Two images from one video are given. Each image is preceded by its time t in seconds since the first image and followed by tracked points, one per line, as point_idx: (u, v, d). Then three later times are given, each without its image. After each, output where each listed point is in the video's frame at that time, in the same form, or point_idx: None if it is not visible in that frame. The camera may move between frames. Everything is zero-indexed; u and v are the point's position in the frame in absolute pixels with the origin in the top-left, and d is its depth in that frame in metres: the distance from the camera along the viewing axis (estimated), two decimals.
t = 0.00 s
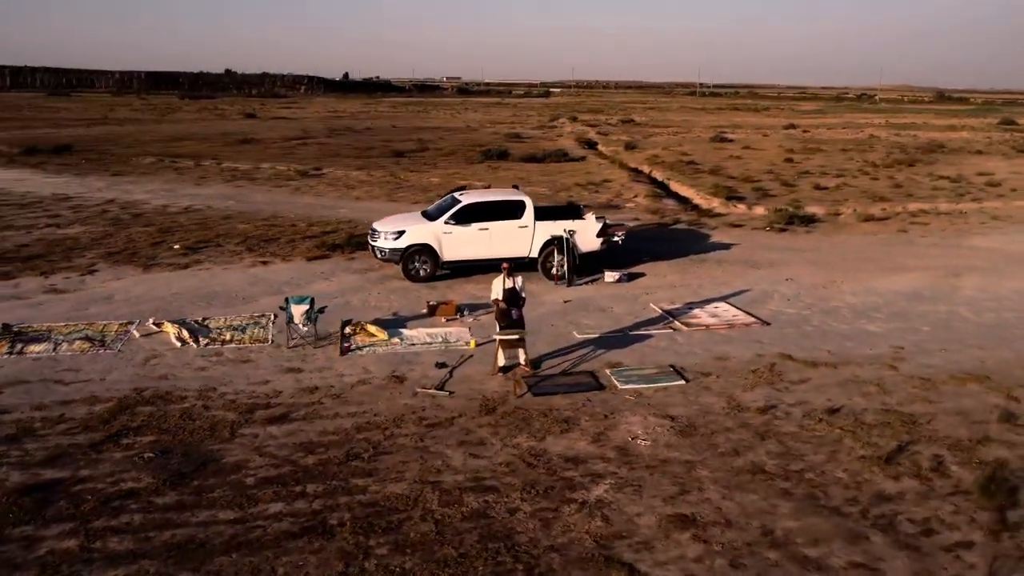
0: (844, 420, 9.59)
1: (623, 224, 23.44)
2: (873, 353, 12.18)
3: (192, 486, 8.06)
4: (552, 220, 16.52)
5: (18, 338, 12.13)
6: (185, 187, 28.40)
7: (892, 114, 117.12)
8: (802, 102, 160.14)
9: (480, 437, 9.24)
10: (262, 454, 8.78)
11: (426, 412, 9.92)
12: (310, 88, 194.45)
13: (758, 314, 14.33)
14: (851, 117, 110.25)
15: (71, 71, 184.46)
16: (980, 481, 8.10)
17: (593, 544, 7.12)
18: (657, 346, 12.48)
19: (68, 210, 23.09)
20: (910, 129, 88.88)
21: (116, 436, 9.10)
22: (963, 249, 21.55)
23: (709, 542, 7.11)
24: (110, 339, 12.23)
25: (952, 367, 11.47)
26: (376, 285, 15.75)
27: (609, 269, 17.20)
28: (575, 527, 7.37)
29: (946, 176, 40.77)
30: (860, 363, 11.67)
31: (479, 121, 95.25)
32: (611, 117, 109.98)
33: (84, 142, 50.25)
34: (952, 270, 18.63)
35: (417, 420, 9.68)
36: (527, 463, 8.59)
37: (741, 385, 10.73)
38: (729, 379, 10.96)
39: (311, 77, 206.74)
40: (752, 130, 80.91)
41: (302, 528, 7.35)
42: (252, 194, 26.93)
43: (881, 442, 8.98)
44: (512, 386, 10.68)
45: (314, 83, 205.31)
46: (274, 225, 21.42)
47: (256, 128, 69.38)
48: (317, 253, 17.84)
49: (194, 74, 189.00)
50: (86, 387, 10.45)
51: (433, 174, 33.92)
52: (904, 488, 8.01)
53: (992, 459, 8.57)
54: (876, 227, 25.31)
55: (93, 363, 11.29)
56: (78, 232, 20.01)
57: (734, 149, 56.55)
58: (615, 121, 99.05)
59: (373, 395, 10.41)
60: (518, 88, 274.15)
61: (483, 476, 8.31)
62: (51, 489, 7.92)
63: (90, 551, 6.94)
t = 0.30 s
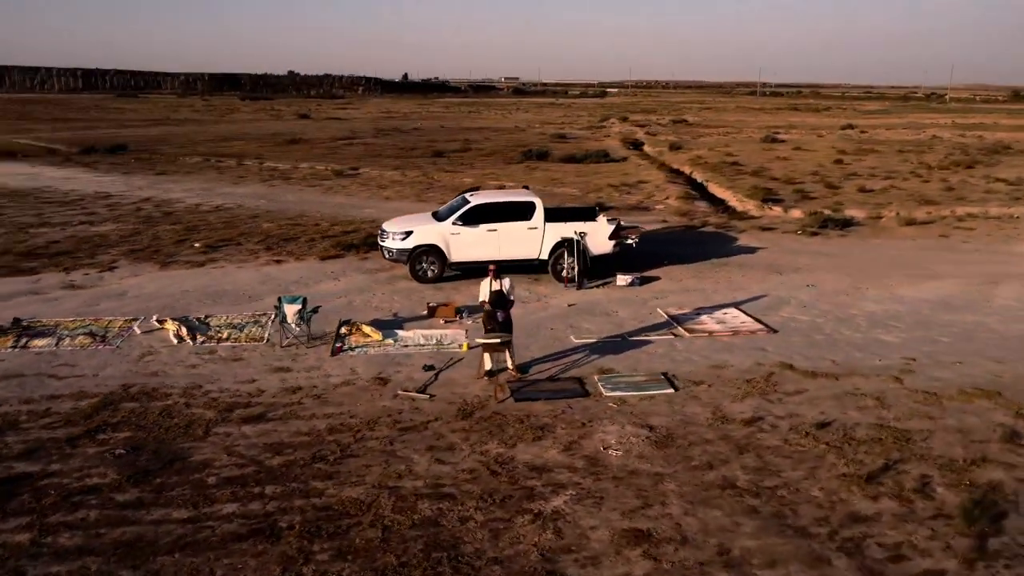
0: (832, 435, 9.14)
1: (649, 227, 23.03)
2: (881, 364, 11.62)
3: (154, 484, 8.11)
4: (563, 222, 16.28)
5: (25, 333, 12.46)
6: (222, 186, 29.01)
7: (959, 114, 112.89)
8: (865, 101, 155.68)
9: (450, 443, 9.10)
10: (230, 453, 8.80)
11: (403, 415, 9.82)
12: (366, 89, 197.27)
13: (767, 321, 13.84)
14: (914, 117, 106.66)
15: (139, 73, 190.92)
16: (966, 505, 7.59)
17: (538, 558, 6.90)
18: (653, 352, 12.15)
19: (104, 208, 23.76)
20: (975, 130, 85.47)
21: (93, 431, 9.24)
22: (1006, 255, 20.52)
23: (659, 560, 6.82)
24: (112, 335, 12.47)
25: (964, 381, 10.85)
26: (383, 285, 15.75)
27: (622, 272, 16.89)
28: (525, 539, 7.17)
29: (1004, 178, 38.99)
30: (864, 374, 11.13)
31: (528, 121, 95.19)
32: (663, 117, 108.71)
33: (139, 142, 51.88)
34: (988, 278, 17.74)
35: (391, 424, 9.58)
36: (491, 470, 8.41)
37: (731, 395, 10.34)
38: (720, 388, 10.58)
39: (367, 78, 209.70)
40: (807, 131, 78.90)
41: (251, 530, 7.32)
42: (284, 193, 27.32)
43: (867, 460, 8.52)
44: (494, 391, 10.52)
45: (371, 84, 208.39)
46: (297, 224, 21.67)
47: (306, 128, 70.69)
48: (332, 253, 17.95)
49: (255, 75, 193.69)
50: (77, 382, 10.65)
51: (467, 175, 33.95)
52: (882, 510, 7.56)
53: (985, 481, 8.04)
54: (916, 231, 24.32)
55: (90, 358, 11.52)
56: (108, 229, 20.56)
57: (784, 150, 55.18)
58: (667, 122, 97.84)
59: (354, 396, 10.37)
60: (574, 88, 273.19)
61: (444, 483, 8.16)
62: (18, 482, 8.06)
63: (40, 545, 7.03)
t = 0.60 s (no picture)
0: (824, 449, 8.73)
1: (682, 229, 22.57)
2: (894, 376, 11.09)
3: (131, 476, 8.27)
4: (581, 223, 16.08)
5: (46, 324, 12.90)
6: (265, 186, 29.63)
7: None
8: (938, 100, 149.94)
9: (428, 445, 9.03)
10: (211, 448, 8.91)
11: (388, 415, 9.81)
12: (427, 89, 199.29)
13: (783, 328, 13.38)
14: (989, 117, 102.21)
15: (210, 74, 196.85)
16: (952, 528, 7.14)
17: (490, 566, 6.77)
18: (656, 357, 11.86)
19: (148, 205, 24.53)
20: None
21: (86, 422, 9.48)
22: None
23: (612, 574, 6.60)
24: (126, 329, 12.82)
25: (980, 396, 10.26)
26: (399, 284, 15.81)
27: (642, 275, 16.58)
28: (480, 546, 7.05)
29: None
30: (873, 386, 10.63)
31: (584, 121, 94.65)
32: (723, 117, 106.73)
33: (198, 142, 53.54)
34: None
35: (374, 423, 9.57)
36: (462, 474, 8.31)
37: (726, 404, 10.00)
38: (716, 396, 10.25)
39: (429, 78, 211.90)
40: (871, 131, 76.34)
41: (213, 525, 7.38)
42: (323, 193, 27.72)
43: (855, 477, 8.11)
44: (485, 392, 10.42)
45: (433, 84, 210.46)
46: (328, 222, 21.95)
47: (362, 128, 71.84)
48: (354, 252, 18.12)
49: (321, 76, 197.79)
50: (82, 375, 10.97)
51: (508, 175, 33.91)
52: (860, 530, 7.18)
53: (979, 503, 7.56)
54: (967, 236, 23.22)
55: (100, 351, 11.85)
56: (147, 226, 21.20)
57: (842, 150, 53.49)
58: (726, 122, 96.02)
59: (344, 394, 10.40)
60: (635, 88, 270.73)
61: (412, 485, 8.09)
62: (4, 470, 8.32)
63: (10, 533, 7.23)
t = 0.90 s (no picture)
0: (818, 462, 8.38)
1: (719, 231, 22.07)
2: (912, 387, 10.57)
3: (121, 466, 8.48)
4: (604, 224, 15.86)
5: (74, 316, 13.39)
6: (311, 184, 30.19)
7: None
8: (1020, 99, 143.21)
9: (413, 445, 9.01)
10: (202, 440, 9.08)
11: (380, 413, 9.83)
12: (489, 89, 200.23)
13: (804, 335, 12.91)
14: None
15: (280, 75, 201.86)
16: (939, 551, 6.75)
17: (448, 570, 6.70)
18: (664, 362, 11.59)
19: (194, 202, 25.26)
20: None
21: (90, 412, 9.78)
22: None
23: None
24: (148, 322, 13.21)
25: (1000, 412, 9.68)
26: (419, 283, 15.88)
27: (667, 278, 16.26)
28: (443, 549, 6.98)
29: None
30: (886, 397, 10.15)
31: (643, 121, 93.61)
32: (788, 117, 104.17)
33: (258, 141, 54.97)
34: None
35: (365, 422, 9.60)
36: (440, 475, 8.26)
37: (725, 413, 9.70)
38: (717, 404, 9.94)
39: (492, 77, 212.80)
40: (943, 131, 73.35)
41: (187, 517, 7.51)
42: (365, 191, 28.10)
43: (845, 492, 7.75)
44: (481, 394, 10.34)
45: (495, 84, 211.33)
46: (363, 221, 22.23)
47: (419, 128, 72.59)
48: (381, 251, 18.28)
49: (386, 76, 200.78)
50: (98, 366, 11.34)
51: (551, 175, 33.77)
52: (839, 548, 6.85)
53: (974, 526, 7.13)
54: None
55: (119, 344, 12.23)
56: (189, 222, 21.84)
57: (907, 151, 51.53)
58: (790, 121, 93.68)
59: (341, 392, 10.48)
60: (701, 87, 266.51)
61: (389, 485, 8.08)
62: (4, 456, 8.64)
63: None
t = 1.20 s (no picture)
0: (812, 475, 8.08)
1: (759, 234, 21.54)
2: (930, 399, 10.10)
3: (120, 454, 8.76)
4: (629, 224, 15.64)
5: (106, 308, 13.90)
6: (357, 182, 30.67)
7: None
8: None
9: (404, 443, 9.05)
10: (201, 432, 9.30)
11: (378, 411, 9.91)
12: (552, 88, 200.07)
13: (826, 343, 12.49)
14: None
15: (346, 75, 205.72)
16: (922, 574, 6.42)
17: (412, 570, 6.69)
18: (674, 366, 11.35)
19: (241, 199, 25.96)
20: None
21: (102, 401, 10.13)
22: None
23: None
24: (174, 315, 13.62)
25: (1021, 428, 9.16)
26: (443, 282, 15.96)
27: (694, 281, 15.93)
28: (412, 548, 6.99)
29: None
30: (900, 409, 9.72)
31: (704, 121, 92.10)
32: (856, 116, 100.99)
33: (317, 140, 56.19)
34: None
35: (361, 418, 9.69)
36: (423, 474, 8.27)
37: (725, 420, 9.44)
38: (719, 412, 9.69)
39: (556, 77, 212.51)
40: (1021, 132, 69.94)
41: (173, 506, 7.70)
42: (408, 190, 28.40)
43: (835, 508, 7.44)
44: (481, 394, 10.31)
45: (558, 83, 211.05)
46: (399, 219, 22.45)
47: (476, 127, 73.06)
48: (411, 249, 18.44)
49: (450, 75, 202.64)
50: (119, 356, 11.75)
51: (597, 175, 33.50)
52: (816, 566, 6.58)
53: (967, 549, 6.75)
54: None
55: (143, 335, 12.64)
56: (232, 219, 22.44)
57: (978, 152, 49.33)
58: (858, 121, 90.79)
59: (345, 389, 10.60)
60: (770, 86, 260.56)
61: (371, 482, 8.13)
62: (15, 441, 9.01)
63: None
